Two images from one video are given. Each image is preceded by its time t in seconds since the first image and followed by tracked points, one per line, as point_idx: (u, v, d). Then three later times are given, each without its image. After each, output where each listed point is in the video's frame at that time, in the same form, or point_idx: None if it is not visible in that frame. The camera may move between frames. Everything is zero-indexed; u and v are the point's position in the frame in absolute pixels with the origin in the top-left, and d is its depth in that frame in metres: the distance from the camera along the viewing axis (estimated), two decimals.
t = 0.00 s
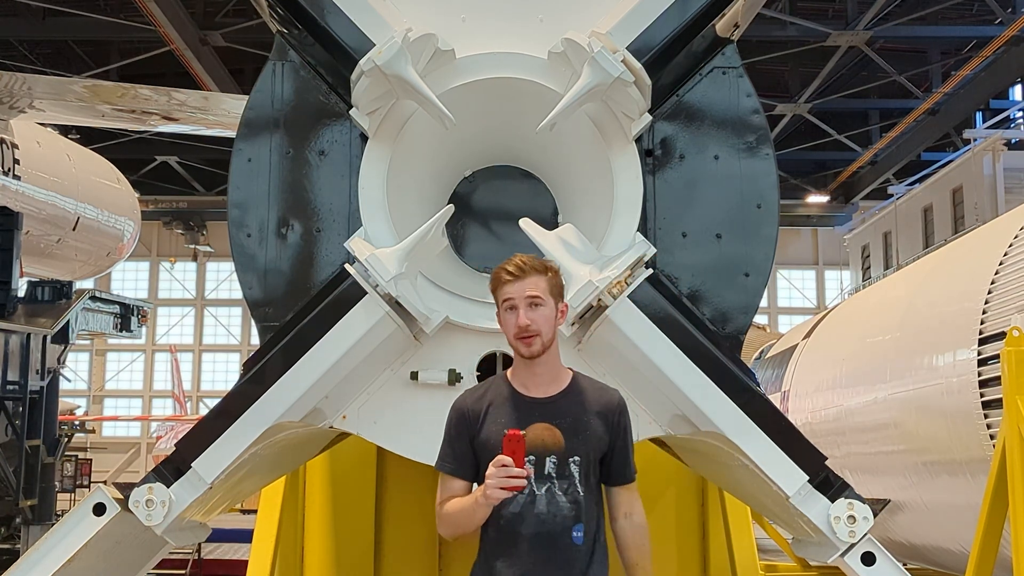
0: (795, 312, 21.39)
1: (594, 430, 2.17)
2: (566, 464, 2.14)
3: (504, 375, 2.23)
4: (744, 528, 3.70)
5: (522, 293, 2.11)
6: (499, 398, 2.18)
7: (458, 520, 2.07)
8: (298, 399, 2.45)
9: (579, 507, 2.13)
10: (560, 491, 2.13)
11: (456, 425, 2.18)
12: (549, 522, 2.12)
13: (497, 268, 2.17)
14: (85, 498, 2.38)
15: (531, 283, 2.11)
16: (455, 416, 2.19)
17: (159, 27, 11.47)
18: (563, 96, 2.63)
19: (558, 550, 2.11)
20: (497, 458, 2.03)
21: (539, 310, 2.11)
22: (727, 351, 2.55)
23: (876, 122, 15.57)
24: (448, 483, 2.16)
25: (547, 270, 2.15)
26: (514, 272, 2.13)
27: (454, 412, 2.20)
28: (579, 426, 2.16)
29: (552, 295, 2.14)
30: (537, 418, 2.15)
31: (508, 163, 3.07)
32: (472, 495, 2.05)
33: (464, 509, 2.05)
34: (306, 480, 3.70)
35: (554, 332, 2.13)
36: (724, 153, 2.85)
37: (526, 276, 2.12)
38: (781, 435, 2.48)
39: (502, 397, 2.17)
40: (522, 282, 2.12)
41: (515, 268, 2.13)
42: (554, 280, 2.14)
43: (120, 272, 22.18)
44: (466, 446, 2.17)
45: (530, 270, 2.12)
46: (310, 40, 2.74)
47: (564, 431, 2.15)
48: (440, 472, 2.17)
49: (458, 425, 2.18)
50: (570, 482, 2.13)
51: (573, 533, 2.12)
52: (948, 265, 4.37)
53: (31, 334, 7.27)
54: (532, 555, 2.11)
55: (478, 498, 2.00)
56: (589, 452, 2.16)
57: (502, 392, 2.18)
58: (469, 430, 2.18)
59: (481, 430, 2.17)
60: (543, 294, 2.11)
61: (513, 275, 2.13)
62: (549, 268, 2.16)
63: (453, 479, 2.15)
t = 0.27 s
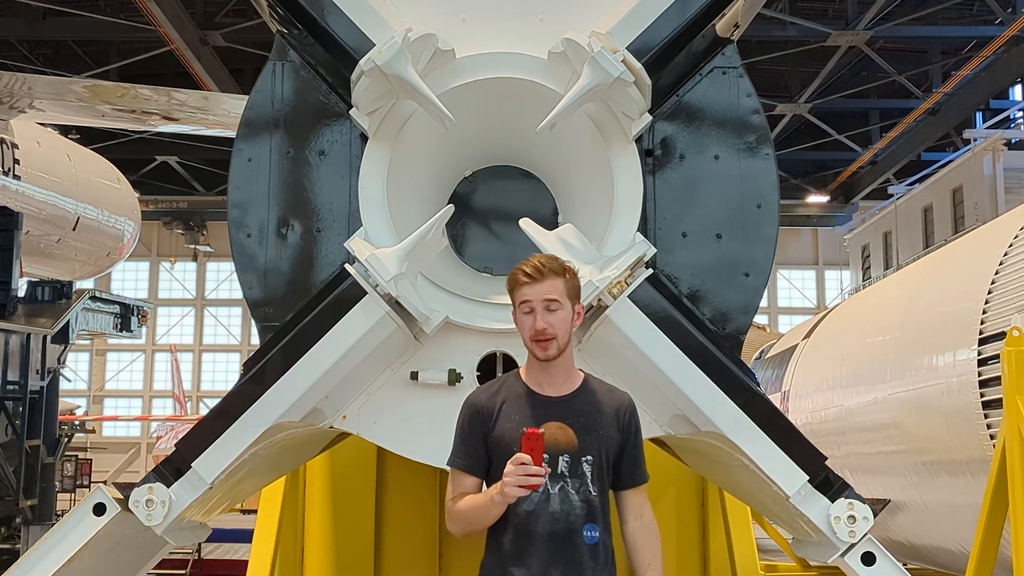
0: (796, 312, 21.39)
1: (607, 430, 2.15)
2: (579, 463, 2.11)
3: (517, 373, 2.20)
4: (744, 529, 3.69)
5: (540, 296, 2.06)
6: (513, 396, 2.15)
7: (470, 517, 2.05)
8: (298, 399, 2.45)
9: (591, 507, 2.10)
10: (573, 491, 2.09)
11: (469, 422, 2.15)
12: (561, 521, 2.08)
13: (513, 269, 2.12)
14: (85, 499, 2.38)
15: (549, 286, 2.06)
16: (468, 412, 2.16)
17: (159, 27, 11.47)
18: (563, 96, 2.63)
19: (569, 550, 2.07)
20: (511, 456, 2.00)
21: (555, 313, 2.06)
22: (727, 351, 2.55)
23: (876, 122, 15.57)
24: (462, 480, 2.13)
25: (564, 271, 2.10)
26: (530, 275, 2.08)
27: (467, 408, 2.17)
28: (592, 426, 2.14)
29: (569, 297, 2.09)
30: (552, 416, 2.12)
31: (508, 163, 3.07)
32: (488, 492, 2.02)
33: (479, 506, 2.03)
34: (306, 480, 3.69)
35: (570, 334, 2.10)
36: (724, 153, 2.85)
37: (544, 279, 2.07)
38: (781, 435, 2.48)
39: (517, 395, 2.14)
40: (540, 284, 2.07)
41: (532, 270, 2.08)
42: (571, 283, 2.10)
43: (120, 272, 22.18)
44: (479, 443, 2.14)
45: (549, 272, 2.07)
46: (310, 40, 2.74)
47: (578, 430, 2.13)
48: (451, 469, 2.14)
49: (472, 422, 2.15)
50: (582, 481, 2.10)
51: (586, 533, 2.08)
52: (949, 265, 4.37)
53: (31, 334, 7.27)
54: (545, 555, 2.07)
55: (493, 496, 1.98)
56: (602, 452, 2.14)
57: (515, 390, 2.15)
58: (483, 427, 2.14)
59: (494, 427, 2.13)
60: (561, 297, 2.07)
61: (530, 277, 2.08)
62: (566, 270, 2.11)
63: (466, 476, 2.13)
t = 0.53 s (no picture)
0: (796, 312, 21.39)
1: (620, 431, 2.14)
2: (592, 465, 2.10)
3: (529, 373, 2.18)
4: (743, 530, 3.70)
5: (542, 301, 2.06)
6: (525, 396, 2.14)
7: (465, 514, 2.03)
8: (298, 399, 2.45)
9: (604, 508, 2.10)
10: (586, 491, 2.09)
11: (482, 421, 2.14)
12: (572, 521, 2.08)
13: (514, 278, 2.12)
14: (85, 498, 2.38)
15: (550, 291, 2.07)
16: (481, 411, 2.15)
17: (159, 27, 11.46)
18: (563, 96, 2.63)
19: (580, 550, 2.08)
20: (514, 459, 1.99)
21: (560, 316, 2.07)
22: (727, 351, 2.55)
23: (876, 122, 15.57)
24: (464, 477, 2.11)
25: (565, 273, 2.10)
26: (532, 281, 2.08)
27: (479, 407, 2.16)
28: (605, 426, 2.13)
29: (573, 299, 2.09)
30: (565, 416, 2.11)
31: (509, 163, 3.07)
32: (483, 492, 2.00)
33: (474, 503, 2.01)
34: (306, 481, 3.68)
35: (578, 335, 2.10)
36: (724, 153, 2.85)
37: (544, 284, 2.07)
38: (781, 435, 2.48)
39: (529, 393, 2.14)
40: (541, 289, 2.07)
41: (533, 276, 2.09)
42: (573, 284, 2.10)
43: (120, 272, 22.18)
44: (492, 442, 2.13)
45: (548, 277, 2.07)
46: (310, 40, 2.74)
47: (591, 430, 2.12)
48: (458, 464, 2.13)
49: (484, 421, 2.14)
50: (596, 482, 2.09)
51: (597, 535, 2.09)
52: (949, 265, 4.37)
53: (30, 334, 7.27)
54: (556, 554, 2.07)
55: (487, 497, 1.96)
56: (616, 453, 2.13)
57: (528, 390, 2.14)
58: (495, 426, 2.14)
59: (507, 427, 2.13)
60: (564, 300, 2.07)
61: (531, 284, 2.08)
62: (566, 271, 2.10)
63: (470, 475, 2.11)
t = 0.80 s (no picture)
0: (795, 312, 21.39)
1: (627, 431, 2.12)
2: (600, 464, 2.09)
3: (535, 374, 2.18)
4: (743, 529, 3.69)
5: (551, 291, 2.07)
6: (531, 395, 2.13)
7: (485, 518, 2.02)
8: (298, 399, 2.45)
9: (611, 507, 2.09)
10: (593, 491, 2.07)
11: (490, 422, 2.13)
12: (582, 521, 2.07)
13: (523, 269, 2.14)
14: (85, 499, 2.38)
15: (559, 280, 2.08)
16: (488, 412, 2.15)
17: (159, 27, 11.46)
18: (563, 96, 2.63)
19: (590, 550, 2.06)
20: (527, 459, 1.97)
21: (568, 306, 2.07)
22: (727, 351, 2.55)
23: (876, 122, 15.57)
24: (476, 479, 2.10)
25: (574, 267, 2.12)
26: (541, 271, 2.10)
27: (486, 408, 2.16)
28: (612, 426, 2.12)
29: (581, 291, 2.10)
30: (572, 416, 2.10)
31: (509, 163, 3.07)
32: (500, 494, 2.01)
33: (493, 508, 2.00)
34: (305, 481, 3.67)
35: (586, 328, 2.10)
36: (724, 153, 2.85)
37: (553, 274, 2.09)
38: (781, 434, 2.48)
39: (536, 391, 2.14)
40: (549, 279, 2.08)
41: (542, 266, 2.10)
42: (582, 277, 2.11)
43: (120, 272, 22.17)
44: (500, 442, 2.12)
45: (557, 267, 2.09)
46: (310, 40, 2.74)
47: (598, 430, 2.10)
48: (469, 467, 2.12)
49: (490, 422, 2.13)
50: (603, 482, 2.08)
51: (605, 533, 2.07)
52: (948, 266, 4.37)
53: (31, 334, 7.27)
54: (564, 553, 2.06)
55: (505, 499, 1.95)
56: (623, 452, 2.12)
57: (534, 389, 2.14)
58: (502, 427, 2.13)
59: (514, 427, 2.12)
60: (572, 290, 2.08)
61: (540, 274, 2.10)
62: (576, 266, 2.12)
63: (481, 475, 2.10)
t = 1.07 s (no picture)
0: (795, 312, 21.40)
1: (640, 432, 2.13)
2: (612, 462, 2.09)
3: (551, 371, 2.20)
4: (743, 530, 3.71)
5: (583, 280, 2.08)
6: (547, 391, 2.14)
7: (493, 507, 2.03)
8: (298, 399, 2.45)
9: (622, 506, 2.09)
10: (604, 488, 2.08)
11: (503, 414, 2.13)
12: (592, 517, 2.07)
13: (557, 258, 2.15)
14: (85, 498, 2.38)
15: (592, 272, 2.10)
16: (502, 405, 2.14)
17: (159, 27, 11.47)
18: (563, 96, 2.63)
19: (599, 547, 2.06)
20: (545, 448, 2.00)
21: (599, 299, 2.08)
22: (727, 351, 2.55)
23: (876, 121, 15.57)
24: (487, 470, 2.11)
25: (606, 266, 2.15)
26: (575, 261, 2.12)
27: (500, 400, 2.15)
28: (624, 426, 2.12)
29: (611, 288, 2.12)
30: (586, 414, 2.11)
31: (509, 163, 3.07)
32: (512, 485, 2.02)
33: (505, 497, 2.01)
34: (305, 481, 3.67)
35: (611, 326, 2.11)
36: (724, 152, 2.85)
37: (587, 266, 2.11)
38: (781, 434, 2.48)
39: (549, 389, 2.14)
40: (584, 270, 2.10)
41: (577, 258, 2.12)
42: (614, 276, 2.13)
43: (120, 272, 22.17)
44: (513, 435, 2.12)
45: (593, 260, 2.12)
46: (310, 40, 2.74)
47: (610, 429, 2.11)
48: (480, 458, 2.12)
49: (504, 414, 2.13)
50: (615, 480, 2.08)
51: (618, 532, 2.07)
52: (949, 266, 4.37)
53: (31, 334, 7.27)
54: (571, 552, 2.06)
55: (519, 488, 1.97)
56: (634, 453, 2.11)
57: (550, 386, 2.15)
58: (515, 420, 2.13)
59: (527, 421, 2.12)
60: (604, 285, 2.09)
61: (575, 263, 2.12)
62: (609, 265, 2.15)
63: (492, 467, 2.11)
